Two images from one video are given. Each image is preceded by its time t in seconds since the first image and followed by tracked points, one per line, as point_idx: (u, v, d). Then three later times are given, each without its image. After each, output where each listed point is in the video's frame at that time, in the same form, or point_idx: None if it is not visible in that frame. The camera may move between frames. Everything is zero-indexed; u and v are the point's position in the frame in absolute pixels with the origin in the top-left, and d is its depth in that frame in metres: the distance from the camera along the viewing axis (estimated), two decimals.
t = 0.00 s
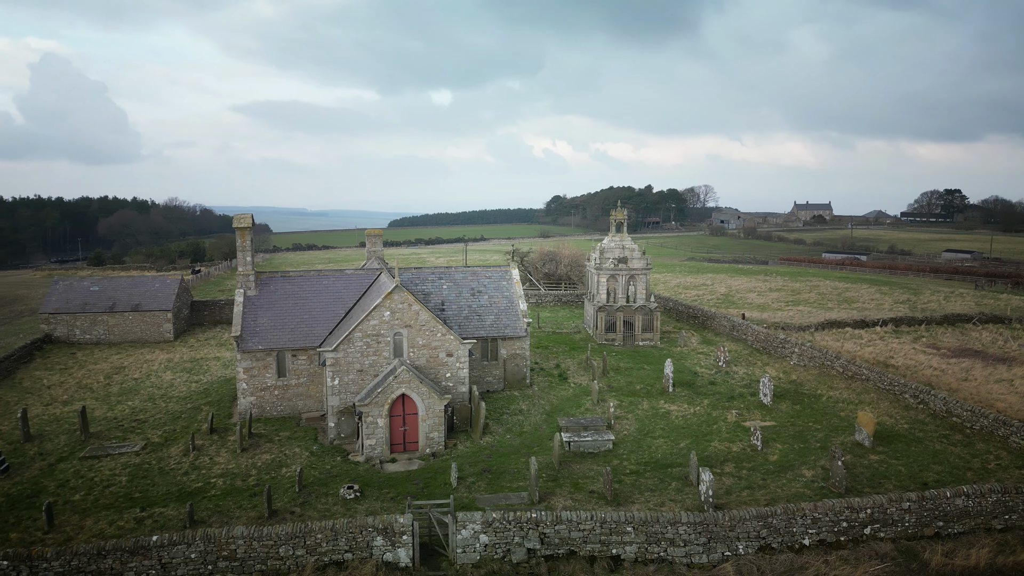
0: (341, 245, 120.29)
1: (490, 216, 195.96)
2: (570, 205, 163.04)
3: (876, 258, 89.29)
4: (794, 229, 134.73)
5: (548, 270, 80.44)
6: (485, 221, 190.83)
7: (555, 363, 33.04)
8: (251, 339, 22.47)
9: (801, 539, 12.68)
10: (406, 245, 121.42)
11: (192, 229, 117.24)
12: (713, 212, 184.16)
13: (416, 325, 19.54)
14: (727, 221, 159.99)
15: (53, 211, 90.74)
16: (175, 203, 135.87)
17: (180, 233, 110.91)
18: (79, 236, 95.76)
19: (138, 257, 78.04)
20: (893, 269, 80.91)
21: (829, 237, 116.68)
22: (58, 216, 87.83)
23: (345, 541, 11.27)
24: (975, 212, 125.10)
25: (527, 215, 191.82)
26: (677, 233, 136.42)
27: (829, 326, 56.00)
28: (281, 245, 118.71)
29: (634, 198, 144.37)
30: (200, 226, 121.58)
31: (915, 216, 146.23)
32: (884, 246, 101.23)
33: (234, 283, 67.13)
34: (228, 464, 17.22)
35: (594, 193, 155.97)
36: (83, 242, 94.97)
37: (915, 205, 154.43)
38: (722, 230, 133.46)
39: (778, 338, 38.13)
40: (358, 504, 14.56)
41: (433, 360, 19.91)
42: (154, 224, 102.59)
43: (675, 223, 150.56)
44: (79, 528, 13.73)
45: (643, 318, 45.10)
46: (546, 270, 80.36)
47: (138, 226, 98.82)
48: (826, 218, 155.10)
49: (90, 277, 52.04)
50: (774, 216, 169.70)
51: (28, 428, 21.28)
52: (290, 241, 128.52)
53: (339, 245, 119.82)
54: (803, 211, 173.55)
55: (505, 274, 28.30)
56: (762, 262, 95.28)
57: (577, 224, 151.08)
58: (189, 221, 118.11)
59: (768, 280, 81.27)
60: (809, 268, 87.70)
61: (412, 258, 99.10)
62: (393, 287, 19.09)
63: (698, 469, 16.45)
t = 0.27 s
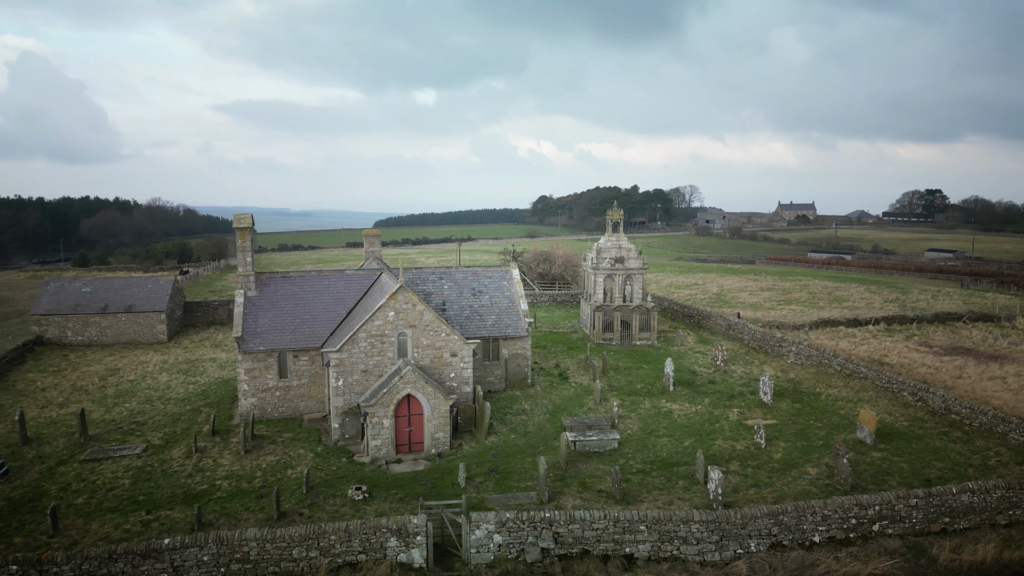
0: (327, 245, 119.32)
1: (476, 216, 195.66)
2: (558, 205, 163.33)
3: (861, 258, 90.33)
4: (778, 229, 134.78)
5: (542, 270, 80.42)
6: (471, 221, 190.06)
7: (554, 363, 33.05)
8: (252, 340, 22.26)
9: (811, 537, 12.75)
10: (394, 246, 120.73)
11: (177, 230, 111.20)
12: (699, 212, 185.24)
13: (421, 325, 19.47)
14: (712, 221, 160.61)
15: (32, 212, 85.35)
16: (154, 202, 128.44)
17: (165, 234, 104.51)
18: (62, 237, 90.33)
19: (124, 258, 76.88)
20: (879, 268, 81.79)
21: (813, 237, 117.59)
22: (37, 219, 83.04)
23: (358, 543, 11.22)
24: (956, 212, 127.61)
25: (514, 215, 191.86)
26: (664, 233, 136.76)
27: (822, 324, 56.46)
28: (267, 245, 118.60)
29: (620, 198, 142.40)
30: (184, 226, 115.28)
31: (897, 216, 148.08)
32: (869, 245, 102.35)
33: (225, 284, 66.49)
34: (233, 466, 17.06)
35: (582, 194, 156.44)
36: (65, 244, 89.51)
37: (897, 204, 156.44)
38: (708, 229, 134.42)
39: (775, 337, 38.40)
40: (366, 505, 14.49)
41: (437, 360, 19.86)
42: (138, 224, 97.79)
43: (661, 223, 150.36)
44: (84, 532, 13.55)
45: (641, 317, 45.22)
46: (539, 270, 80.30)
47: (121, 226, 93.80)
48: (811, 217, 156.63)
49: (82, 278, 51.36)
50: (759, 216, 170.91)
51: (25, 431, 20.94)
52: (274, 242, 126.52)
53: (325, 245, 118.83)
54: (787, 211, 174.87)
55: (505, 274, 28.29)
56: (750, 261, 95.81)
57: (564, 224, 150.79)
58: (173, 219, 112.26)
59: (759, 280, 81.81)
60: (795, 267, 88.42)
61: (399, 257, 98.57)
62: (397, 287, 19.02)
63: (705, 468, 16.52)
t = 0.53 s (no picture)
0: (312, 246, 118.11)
1: (462, 216, 195.15)
2: (545, 205, 163.43)
3: (847, 257, 91.24)
4: (763, 228, 135.27)
5: (536, 270, 80.34)
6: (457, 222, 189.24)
7: (554, 363, 33.06)
8: (253, 341, 22.06)
9: (821, 534, 12.84)
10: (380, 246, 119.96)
11: (160, 230, 109.64)
12: (684, 212, 186.08)
13: (425, 325, 19.42)
14: (698, 221, 161.45)
15: (12, 211, 80.77)
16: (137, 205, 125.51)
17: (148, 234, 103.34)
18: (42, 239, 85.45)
19: (111, 258, 75.88)
20: (865, 267, 82.57)
21: (797, 237, 118.34)
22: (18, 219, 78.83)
23: (372, 544, 11.16)
24: (936, 212, 129.48)
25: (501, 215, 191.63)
26: (651, 233, 137.03)
27: (815, 323, 56.87)
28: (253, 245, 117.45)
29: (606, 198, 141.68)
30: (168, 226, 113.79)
31: (879, 216, 149.60)
32: (853, 245, 103.30)
33: (215, 285, 65.89)
34: (237, 468, 16.91)
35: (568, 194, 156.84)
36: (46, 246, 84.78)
37: (878, 204, 158.19)
38: (694, 229, 135.35)
39: (772, 336, 38.67)
40: (375, 506, 14.41)
41: (441, 361, 19.80)
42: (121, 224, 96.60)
43: (647, 222, 150.58)
44: (89, 537, 13.39)
45: (638, 317, 45.35)
46: (532, 270, 80.22)
47: (104, 225, 92.43)
48: (797, 217, 158.03)
49: (74, 279, 50.69)
50: (744, 216, 171.87)
51: (23, 434, 20.63)
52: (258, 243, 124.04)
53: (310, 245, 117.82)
54: (771, 211, 176.05)
55: (506, 274, 28.28)
56: (736, 261, 96.27)
57: (551, 224, 150.33)
58: (157, 220, 110.91)
59: (750, 279, 82.28)
60: (782, 267, 89.02)
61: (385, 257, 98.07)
62: (401, 287, 18.95)
63: (710, 467, 16.58)
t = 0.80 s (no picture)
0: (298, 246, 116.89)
1: (449, 216, 194.61)
2: (531, 205, 163.37)
3: (832, 257, 92.08)
4: (747, 228, 136.09)
5: (530, 270, 80.24)
6: (443, 222, 188.53)
7: (553, 363, 33.07)
8: (255, 342, 21.88)
9: (830, 531, 12.92)
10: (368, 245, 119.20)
11: (142, 231, 107.09)
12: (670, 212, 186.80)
13: (429, 325, 19.37)
14: (684, 221, 162.09)
15: None
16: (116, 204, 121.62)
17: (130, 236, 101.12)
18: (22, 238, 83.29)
19: (96, 258, 74.75)
20: (850, 266, 83.27)
21: (783, 237, 119.05)
22: None
23: (386, 545, 11.11)
24: (918, 213, 131.21)
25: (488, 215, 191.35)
26: (638, 232, 137.05)
27: (810, 322, 57.25)
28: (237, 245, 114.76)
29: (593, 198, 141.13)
30: (149, 228, 111.19)
31: (861, 216, 151.34)
32: (838, 245, 104.35)
33: (205, 286, 65.25)
34: (242, 470, 16.78)
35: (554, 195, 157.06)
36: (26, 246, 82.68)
37: (861, 203, 159.96)
38: (680, 228, 136.23)
39: (769, 334, 38.94)
40: (384, 507, 14.37)
41: (446, 361, 19.76)
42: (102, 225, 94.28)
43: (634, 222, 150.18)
44: (96, 540, 13.25)
45: (635, 316, 45.46)
46: (526, 270, 80.09)
47: (85, 226, 89.93)
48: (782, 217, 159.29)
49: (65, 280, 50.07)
50: (729, 216, 172.87)
51: (21, 437, 20.35)
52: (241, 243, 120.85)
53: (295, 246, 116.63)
54: (755, 211, 177.19)
55: (506, 274, 28.28)
56: (722, 261, 96.61)
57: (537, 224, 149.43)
58: (138, 221, 108.26)
59: (740, 279, 82.69)
60: (769, 266, 89.67)
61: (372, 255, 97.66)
62: (405, 287, 18.88)
63: (717, 465, 16.66)
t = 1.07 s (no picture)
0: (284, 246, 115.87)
1: (436, 216, 194.10)
2: (518, 206, 163.40)
3: (818, 256, 93.02)
4: (733, 228, 136.81)
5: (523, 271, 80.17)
6: (430, 222, 187.76)
7: (553, 363, 33.11)
8: (257, 343, 21.70)
9: (840, 528, 13.00)
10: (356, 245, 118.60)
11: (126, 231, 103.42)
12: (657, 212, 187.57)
13: (434, 325, 19.34)
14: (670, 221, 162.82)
15: None
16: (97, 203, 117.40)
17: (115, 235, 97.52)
18: None
19: (82, 259, 73.59)
20: (836, 266, 83.99)
21: (768, 237, 119.75)
22: None
23: (400, 546, 11.08)
24: (901, 214, 132.93)
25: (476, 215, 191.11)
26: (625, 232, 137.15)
27: (804, 321, 57.64)
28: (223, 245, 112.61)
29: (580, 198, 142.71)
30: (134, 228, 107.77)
31: (845, 216, 152.96)
32: (824, 245, 105.37)
33: (195, 288, 64.55)
34: (247, 472, 16.65)
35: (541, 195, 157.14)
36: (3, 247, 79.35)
37: (844, 203, 161.65)
38: (666, 228, 137.28)
39: (766, 334, 39.21)
40: (393, 508, 14.33)
41: (450, 361, 19.72)
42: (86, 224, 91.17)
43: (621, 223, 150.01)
44: (103, 545, 13.12)
45: (632, 316, 45.61)
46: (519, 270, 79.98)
47: (68, 226, 86.61)
48: (768, 217, 160.51)
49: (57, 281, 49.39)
50: (715, 216, 173.77)
51: (19, 440, 20.05)
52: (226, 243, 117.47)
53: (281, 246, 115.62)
54: (741, 211, 178.27)
55: (507, 274, 28.28)
56: (710, 261, 97.07)
57: (524, 224, 149.21)
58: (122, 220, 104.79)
59: (732, 278, 83.13)
60: (757, 266, 90.24)
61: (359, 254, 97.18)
62: (410, 288, 18.84)
63: (723, 464, 16.74)
